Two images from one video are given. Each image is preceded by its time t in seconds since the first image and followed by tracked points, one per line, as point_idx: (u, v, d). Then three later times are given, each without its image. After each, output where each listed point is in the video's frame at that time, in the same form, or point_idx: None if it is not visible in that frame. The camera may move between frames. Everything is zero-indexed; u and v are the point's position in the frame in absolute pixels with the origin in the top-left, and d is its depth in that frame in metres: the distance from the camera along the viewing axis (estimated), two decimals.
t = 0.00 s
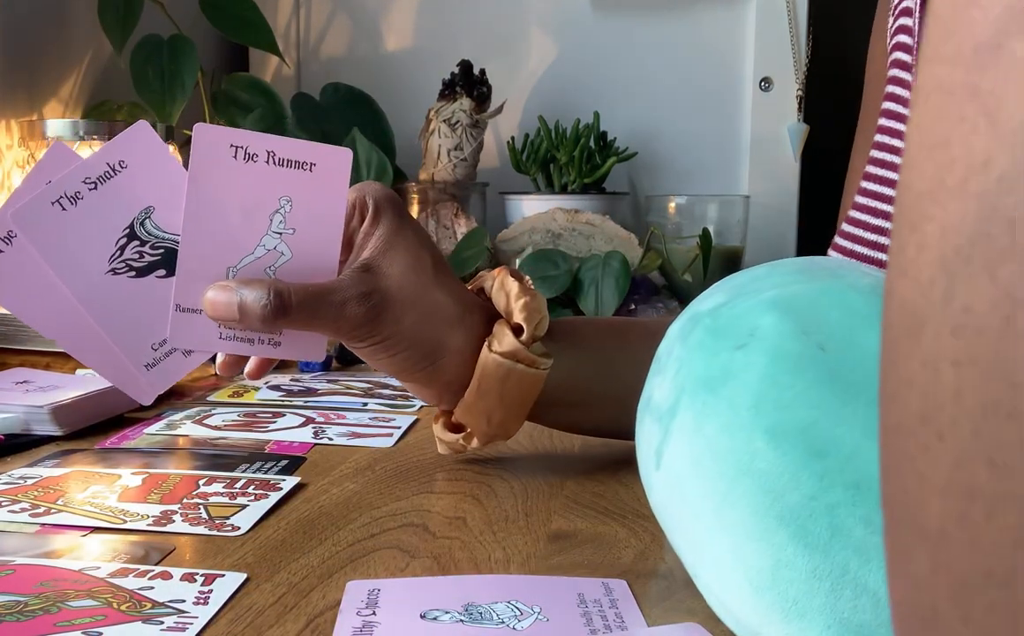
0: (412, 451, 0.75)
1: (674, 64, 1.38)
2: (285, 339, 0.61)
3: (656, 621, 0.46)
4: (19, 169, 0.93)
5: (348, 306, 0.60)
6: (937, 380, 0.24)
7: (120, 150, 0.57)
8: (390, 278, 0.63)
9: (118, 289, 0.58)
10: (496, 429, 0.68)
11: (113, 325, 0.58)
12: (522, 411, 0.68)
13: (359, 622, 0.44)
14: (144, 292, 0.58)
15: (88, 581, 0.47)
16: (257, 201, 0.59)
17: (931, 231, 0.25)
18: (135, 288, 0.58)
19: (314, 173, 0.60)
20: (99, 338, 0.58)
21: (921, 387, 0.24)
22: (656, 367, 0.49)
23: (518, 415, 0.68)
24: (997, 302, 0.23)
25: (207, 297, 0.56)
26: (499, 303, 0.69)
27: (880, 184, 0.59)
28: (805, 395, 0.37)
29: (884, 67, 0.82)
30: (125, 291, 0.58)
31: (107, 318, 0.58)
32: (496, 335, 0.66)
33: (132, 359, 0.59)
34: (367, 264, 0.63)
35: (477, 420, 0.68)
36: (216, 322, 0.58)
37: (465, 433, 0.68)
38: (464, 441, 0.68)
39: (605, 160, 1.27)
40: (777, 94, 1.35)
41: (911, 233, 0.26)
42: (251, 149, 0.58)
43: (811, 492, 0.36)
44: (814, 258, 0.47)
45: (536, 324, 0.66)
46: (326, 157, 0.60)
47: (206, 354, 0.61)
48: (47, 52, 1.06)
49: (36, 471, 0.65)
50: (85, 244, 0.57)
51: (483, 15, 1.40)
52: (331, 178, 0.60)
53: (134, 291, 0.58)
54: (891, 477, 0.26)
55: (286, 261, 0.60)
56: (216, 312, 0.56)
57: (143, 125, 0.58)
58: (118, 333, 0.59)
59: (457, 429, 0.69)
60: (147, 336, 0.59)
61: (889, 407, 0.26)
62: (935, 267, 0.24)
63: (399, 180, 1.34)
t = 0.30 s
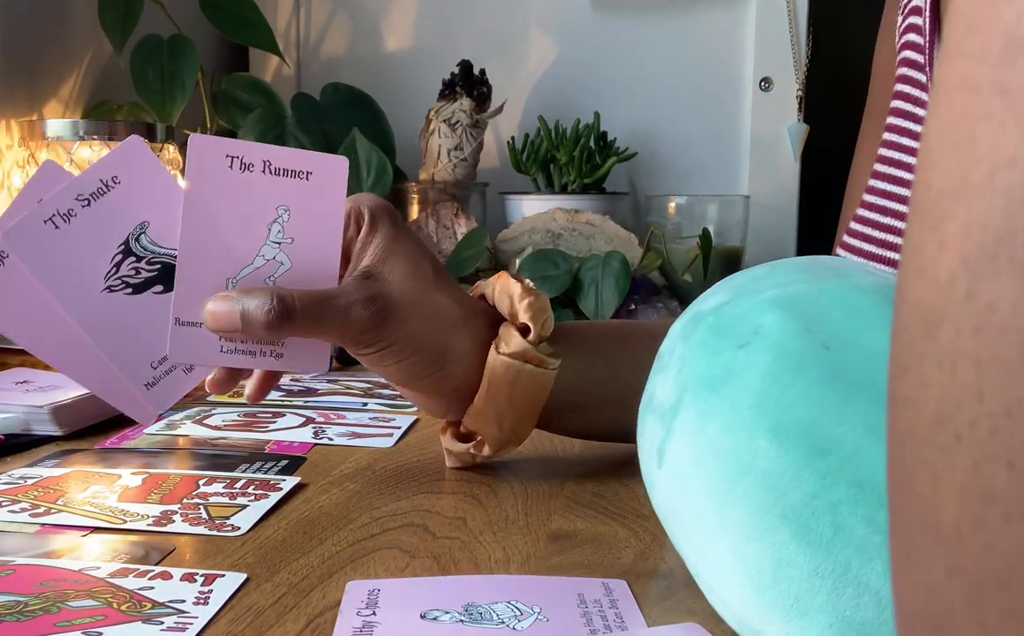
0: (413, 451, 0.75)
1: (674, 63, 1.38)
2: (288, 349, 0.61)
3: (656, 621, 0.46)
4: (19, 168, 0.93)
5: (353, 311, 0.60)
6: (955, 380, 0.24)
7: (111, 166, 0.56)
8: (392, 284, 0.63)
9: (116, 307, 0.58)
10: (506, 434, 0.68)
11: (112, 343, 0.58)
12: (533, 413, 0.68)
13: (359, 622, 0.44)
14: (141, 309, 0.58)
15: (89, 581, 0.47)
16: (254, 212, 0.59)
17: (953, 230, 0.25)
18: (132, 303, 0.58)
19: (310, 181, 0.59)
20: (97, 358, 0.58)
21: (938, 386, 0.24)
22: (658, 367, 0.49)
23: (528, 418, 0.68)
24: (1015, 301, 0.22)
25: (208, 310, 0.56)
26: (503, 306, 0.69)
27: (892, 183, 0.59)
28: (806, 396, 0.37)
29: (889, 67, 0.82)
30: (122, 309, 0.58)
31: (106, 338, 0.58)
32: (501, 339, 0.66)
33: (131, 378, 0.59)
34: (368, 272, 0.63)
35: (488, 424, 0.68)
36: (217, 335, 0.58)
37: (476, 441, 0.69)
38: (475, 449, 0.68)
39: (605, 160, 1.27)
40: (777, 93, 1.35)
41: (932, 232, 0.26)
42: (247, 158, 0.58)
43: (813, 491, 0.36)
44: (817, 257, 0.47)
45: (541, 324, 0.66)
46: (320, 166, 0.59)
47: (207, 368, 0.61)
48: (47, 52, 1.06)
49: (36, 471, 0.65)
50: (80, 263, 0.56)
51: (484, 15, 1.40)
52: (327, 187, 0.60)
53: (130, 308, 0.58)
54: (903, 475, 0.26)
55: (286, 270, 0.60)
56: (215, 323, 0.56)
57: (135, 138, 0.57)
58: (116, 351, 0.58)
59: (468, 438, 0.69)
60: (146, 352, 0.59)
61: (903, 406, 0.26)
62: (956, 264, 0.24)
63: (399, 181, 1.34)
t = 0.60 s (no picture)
0: (412, 452, 0.75)
1: (673, 63, 1.38)
2: (287, 349, 0.61)
3: (656, 621, 0.46)
4: (19, 168, 0.93)
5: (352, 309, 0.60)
6: (916, 389, 0.24)
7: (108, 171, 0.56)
8: (389, 282, 0.64)
9: (115, 309, 0.57)
10: (507, 433, 0.68)
11: (110, 345, 0.58)
12: (534, 412, 0.68)
13: (359, 622, 0.44)
14: (139, 311, 0.58)
15: (89, 581, 0.47)
16: (252, 214, 0.59)
17: (914, 239, 0.25)
18: (131, 305, 0.58)
19: (306, 183, 0.60)
20: (97, 361, 0.58)
21: (901, 393, 0.24)
22: (660, 365, 0.49)
23: (529, 417, 0.68)
24: (973, 310, 0.22)
25: (206, 311, 0.56)
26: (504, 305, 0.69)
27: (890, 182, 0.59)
28: (808, 395, 0.37)
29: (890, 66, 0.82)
30: (121, 311, 0.57)
31: (105, 340, 0.57)
32: (501, 337, 0.66)
33: (131, 381, 0.58)
34: (365, 271, 0.63)
35: (489, 423, 0.68)
36: (215, 335, 0.58)
37: (478, 441, 0.68)
38: (476, 449, 0.68)
39: (605, 160, 1.27)
40: (776, 93, 1.35)
41: (895, 242, 0.26)
42: (242, 160, 0.58)
43: (815, 490, 0.36)
44: (819, 256, 0.47)
45: (540, 320, 0.66)
46: (317, 167, 0.60)
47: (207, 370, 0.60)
48: (47, 52, 1.06)
49: (36, 471, 0.65)
50: (78, 267, 0.56)
51: (483, 15, 1.40)
52: (324, 187, 0.60)
53: (129, 311, 0.58)
54: (874, 477, 0.26)
55: (283, 269, 0.60)
56: (214, 324, 0.55)
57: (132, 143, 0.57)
58: (114, 354, 0.58)
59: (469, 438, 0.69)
60: (146, 354, 0.59)
61: (870, 412, 0.26)
62: (916, 274, 0.24)
63: (399, 181, 1.34)
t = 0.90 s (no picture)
0: (412, 452, 0.75)
1: (673, 63, 1.38)
2: (288, 344, 0.61)
3: (655, 620, 0.46)
4: (19, 168, 0.93)
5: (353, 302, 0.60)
6: (914, 389, 0.24)
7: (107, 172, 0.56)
8: (389, 277, 0.64)
9: (115, 307, 0.57)
10: (507, 429, 0.68)
11: (112, 344, 0.57)
12: (534, 406, 0.68)
13: (359, 622, 0.44)
14: (140, 309, 0.58)
15: (89, 581, 0.47)
16: (252, 210, 0.59)
17: (912, 242, 0.25)
18: (131, 303, 0.58)
19: (306, 179, 0.60)
20: (99, 360, 0.58)
21: (901, 394, 0.24)
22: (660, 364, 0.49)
23: (529, 411, 0.68)
24: (970, 311, 0.22)
25: (206, 304, 0.56)
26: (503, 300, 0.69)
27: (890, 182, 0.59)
28: (809, 394, 0.37)
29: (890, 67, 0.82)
30: (122, 309, 0.57)
31: (106, 339, 0.57)
32: (500, 328, 0.66)
33: (134, 378, 0.58)
34: (366, 266, 0.63)
35: (489, 417, 0.68)
36: (215, 327, 0.57)
37: (479, 437, 0.68)
38: (478, 445, 0.68)
39: (605, 160, 1.27)
40: (777, 93, 1.35)
41: (894, 245, 0.26)
42: (243, 157, 0.58)
43: (815, 490, 0.36)
44: (820, 255, 0.47)
45: (540, 313, 0.66)
46: (316, 164, 0.60)
47: (210, 364, 0.61)
48: (47, 53, 1.06)
49: (36, 472, 0.65)
50: (79, 267, 0.56)
51: (483, 15, 1.40)
52: (324, 184, 0.60)
53: (129, 309, 0.58)
54: (873, 477, 0.26)
55: (284, 264, 0.60)
56: (214, 316, 0.55)
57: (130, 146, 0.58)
58: (115, 352, 0.58)
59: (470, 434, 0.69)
60: (148, 352, 0.59)
61: (871, 414, 0.26)
62: (917, 276, 0.24)
63: (399, 181, 1.34)
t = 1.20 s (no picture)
0: (412, 451, 0.75)
1: (673, 63, 1.38)
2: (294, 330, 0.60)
3: (655, 620, 0.46)
4: (19, 168, 0.93)
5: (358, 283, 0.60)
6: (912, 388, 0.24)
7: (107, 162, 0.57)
8: (393, 264, 0.63)
9: (120, 292, 0.57)
10: (514, 413, 0.69)
11: (117, 332, 0.58)
12: (540, 389, 0.69)
13: (359, 622, 0.44)
14: (145, 296, 0.58)
15: (88, 581, 0.47)
16: (255, 199, 0.58)
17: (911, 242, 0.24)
18: (134, 289, 0.58)
19: (308, 168, 0.59)
20: (102, 350, 0.57)
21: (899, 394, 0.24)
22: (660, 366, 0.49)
23: (536, 394, 0.69)
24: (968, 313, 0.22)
25: (211, 291, 0.55)
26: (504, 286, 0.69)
27: (889, 182, 0.59)
28: (807, 394, 0.37)
29: (888, 69, 0.82)
30: (126, 295, 0.57)
31: (111, 325, 0.57)
32: (505, 313, 0.67)
33: (141, 364, 0.58)
34: (369, 254, 0.63)
35: (496, 404, 0.68)
36: (222, 314, 0.57)
37: (486, 426, 0.69)
38: (485, 433, 0.69)
39: (605, 160, 1.27)
40: (776, 93, 1.35)
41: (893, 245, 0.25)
42: (246, 147, 0.58)
43: (814, 490, 0.36)
44: (820, 256, 0.47)
45: (544, 296, 0.67)
46: (318, 154, 0.59)
47: (214, 351, 0.60)
48: (47, 53, 1.06)
49: (36, 472, 0.65)
50: (82, 255, 0.57)
51: (483, 15, 1.40)
52: (326, 172, 0.60)
53: (134, 296, 0.58)
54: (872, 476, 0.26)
55: (287, 251, 0.59)
56: (220, 301, 0.55)
57: (130, 138, 0.58)
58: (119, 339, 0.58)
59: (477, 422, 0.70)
60: (153, 338, 0.58)
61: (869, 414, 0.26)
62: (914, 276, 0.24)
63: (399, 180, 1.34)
